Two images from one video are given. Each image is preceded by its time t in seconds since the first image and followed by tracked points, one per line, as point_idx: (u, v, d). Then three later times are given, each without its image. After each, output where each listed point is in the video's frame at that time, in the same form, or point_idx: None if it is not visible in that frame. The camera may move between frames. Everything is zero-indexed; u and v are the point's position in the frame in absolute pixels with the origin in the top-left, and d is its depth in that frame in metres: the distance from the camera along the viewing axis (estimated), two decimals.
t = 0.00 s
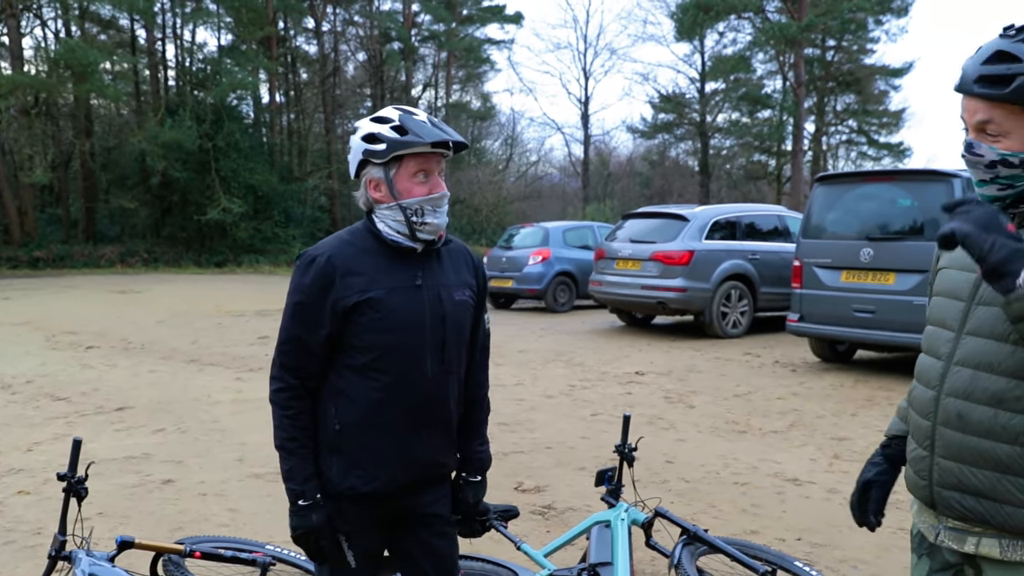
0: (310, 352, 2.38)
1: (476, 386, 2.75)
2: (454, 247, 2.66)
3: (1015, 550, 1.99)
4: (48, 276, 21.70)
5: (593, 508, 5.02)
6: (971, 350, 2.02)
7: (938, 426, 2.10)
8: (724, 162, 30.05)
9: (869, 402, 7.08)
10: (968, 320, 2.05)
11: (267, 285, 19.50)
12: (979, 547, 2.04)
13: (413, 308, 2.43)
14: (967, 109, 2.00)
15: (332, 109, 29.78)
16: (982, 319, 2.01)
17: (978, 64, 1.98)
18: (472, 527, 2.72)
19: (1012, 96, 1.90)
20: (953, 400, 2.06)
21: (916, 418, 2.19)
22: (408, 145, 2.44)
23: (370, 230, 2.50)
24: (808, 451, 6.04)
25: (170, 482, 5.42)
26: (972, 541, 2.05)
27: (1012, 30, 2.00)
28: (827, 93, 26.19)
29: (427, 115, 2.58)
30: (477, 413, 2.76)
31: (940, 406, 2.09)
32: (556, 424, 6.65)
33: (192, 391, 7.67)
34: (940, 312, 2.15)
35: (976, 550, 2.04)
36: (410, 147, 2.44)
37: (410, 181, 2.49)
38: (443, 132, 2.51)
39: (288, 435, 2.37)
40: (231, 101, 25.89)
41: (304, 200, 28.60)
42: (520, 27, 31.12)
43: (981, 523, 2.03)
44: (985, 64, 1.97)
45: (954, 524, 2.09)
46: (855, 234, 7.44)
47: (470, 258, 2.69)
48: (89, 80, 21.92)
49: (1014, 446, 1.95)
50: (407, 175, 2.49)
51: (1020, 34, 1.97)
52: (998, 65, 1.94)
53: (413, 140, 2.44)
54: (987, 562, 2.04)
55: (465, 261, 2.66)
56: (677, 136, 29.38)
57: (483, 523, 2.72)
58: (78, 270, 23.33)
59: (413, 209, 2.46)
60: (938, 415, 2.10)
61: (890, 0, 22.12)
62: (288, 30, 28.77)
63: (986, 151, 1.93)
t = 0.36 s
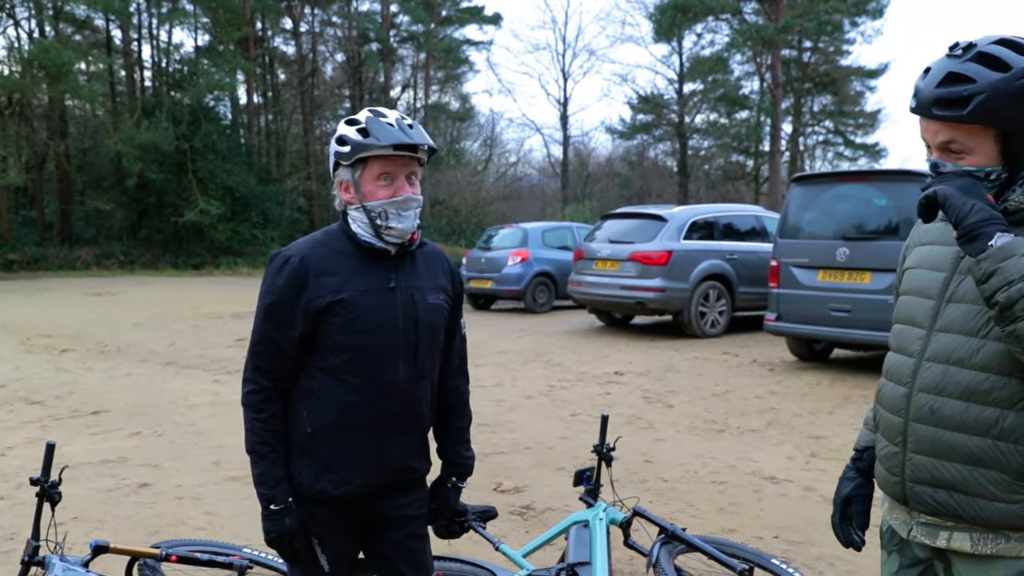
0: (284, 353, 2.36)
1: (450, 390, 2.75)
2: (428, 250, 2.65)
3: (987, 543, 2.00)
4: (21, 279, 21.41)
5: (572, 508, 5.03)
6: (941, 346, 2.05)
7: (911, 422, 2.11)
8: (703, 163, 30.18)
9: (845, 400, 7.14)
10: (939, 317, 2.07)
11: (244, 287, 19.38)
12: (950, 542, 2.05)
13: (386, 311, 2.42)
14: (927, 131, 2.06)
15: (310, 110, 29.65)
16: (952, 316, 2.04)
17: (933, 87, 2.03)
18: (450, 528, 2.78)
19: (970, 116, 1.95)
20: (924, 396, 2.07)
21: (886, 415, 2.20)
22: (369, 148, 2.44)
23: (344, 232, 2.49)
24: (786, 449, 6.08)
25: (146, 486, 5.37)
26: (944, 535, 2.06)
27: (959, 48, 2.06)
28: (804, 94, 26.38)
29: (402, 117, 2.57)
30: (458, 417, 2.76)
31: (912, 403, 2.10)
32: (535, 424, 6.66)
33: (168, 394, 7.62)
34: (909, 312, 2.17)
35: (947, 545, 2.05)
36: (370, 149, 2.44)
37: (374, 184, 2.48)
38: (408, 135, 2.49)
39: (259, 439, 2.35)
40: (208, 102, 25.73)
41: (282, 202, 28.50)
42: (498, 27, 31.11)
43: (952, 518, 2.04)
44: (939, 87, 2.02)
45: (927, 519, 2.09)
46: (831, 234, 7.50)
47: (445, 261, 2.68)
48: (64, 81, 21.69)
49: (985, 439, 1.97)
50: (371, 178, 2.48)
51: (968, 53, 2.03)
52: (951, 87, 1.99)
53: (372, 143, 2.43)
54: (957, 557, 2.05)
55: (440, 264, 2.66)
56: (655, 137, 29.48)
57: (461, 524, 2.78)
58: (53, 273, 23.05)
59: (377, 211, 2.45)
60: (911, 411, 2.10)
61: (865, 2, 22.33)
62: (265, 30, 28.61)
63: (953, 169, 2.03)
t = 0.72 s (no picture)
0: (259, 355, 2.36)
1: (429, 393, 2.73)
2: (404, 253, 2.63)
3: (956, 539, 1.99)
4: None
5: (552, 507, 5.03)
6: (912, 344, 2.06)
7: (883, 419, 2.12)
8: (683, 163, 30.29)
9: (824, 399, 7.19)
10: (911, 316, 2.08)
11: (223, 288, 19.25)
12: (922, 537, 2.05)
13: (359, 313, 2.41)
14: (897, 130, 2.07)
15: (290, 111, 29.52)
16: (923, 315, 2.06)
17: (901, 87, 2.03)
18: (431, 530, 2.78)
19: (938, 116, 1.96)
20: (896, 393, 2.08)
21: (858, 412, 2.21)
22: (341, 147, 2.43)
23: (319, 234, 2.48)
24: (766, 447, 6.11)
25: (124, 489, 5.33)
26: (915, 531, 2.06)
27: (924, 50, 2.07)
28: (784, 94, 26.53)
29: (387, 121, 2.56)
30: (438, 416, 2.75)
31: (884, 400, 2.12)
32: (516, 424, 6.66)
33: (147, 396, 7.57)
34: (882, 312, 2.18)
35: (918, 541, 2.05)
36: (342, 148, 2.43)
37: (347, 184, 2.47)
38: (384, 136, 2.47)
39: (233, 443, 2.35)
40: (187, 102, 25.63)
41: (263, 202, 28.35)
42: (480, 28, 31.05)
43: (923, 514, 2.04)
44: (908, 87, 2.02)
45: (898, 516, 2.09)
46: (810, 233, 7.55)
47: (421, 264, 2.67)
48: (40, 80, 21.50)
49: (955, 435, 1.97)
50: (344, 177, 2.47)
51: (933, 54, 2.04)
52: (920, 87, 2.00)
53: (345, 142, 2.42)
54: (929, 553, 2.05)
55: (416, 266, 2.64)
56: (636, 137, 29.59)
57: (441, 525, 2.77)
58: (30, 274, 22.80)
59: (346, 211, 2.43)
60: (883, 408, 2.11)
61: (844, 4, 22.48)
62: (245, 30, 28.47)
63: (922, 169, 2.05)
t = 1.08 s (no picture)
0: (252, 360, 2.32)
1: (409, 392, 2.75)
2: (391, 252, 2.65)
3: (929, 536, 2.02)
4: None
5: (536, 507, 5.04)
6: (889, 344, 2.07)
7: (859, 417, 2.14)
8: (667, 162, 30.41)
9: (806, 397, 7.25)
10: (888, 315, 2.10)
11: (206, 288, 19.19)
12: (896, 534, 2.08)
13: (354, 315, 2.41)
14: (876, 129, 2.06)
15: (273, 110, 29.40)
16: (900, 314, 2.07)
17: (878, 85, 2.04)
18: (415, 530, 2.77)
19: (915, 112, 1.95)
20: (872, 392, 2.10)
21: (837, 410, 2.23)
22: (356, 147, 2.40)
23: (308, 234, 2.45)
24: (748, 446, 6.15)
25: (106, 490, 5.29)
26: (889, 527, 2.09)
27: (902, 49, 2.08)
28: (766, 94, 26.69)
29: (374, 119, 2.55)
30: (409, 413, 2.76)
31: (861, 398, 2.13)
32: (501, 424, 6.66)
33: (129, 397, 7.52)
34: (862, 310, 2.19)
35: (893, 537, 2.08)
36: (356, 149, 2.40)
37: (354, 183, 2.44)
38: (391, 136, 2.48)
39: (226, 448, 2.31)
40: (169, 101, 25.50)
41: (246, 202, 28.21)
42: (463, 27, 30.95)
43: (898, 511, 2.06)
44: (885, 85, 2.02)
45: (874, 512, 2.12)
46: (793, 233, 7.60)
47: (405, 263, 2.69)
48: (20, 79, 21.32)
49: (929, 434, 1.99)
50: (352, 176, 2.44)
51: (911, 53, 2.05)
52: (895, 85, 2.00)
53: (363, 143, 2.40)
54: (903, 548, 2.08)
55: (401, 265, 2.66)
56: (620, 137, 29.71)
57: (425, 526, 2.76)
58: (10, 275, 22.59)
59: (356, 212, 2.42)
60: (859, 406, 2.14)
61: (825, 5, 22.68)
62: (227, 29, 28.32)
63: (902, 165, 2.03)
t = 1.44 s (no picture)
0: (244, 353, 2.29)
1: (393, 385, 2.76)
2: (372, 249, 2.66)
3: (919, 535, 2.02)
4: None
5: (522, 505, 5.04)
6: (873, 346, 2.09)
7: (846, 419, 2.14)
8: (653, 161, 30.51)
9: (791, 394, 7.29)
10: (871, 317, 2.11)
11: (191, 287, 19.11)
12: (885, 534, 2.07)
13: (341, 312, 2.41)
14: (846, 122, 2.08)
15: (259, 108, 29.35)
16: (884, 316, 2.08)
17: (849, 77, 2.05)
18: (401, 529, 2.86)
19: (884, 105, 1.97)
20: (858, 394, 2.11)
21: (823, 412, 2.23)
22: (334, 150, 2.40)
23: (289, 233, 2.45)
24: (733, 443, 6.17)
25: (90, 491, 5.26)
26: (880, 528, 2.08)
27: (874, 42, 2.10)
28: (752, 93, 26.83)
29: (352, 118, 2.54)
30: (393, 406, 2.75)
31: (847, 401, 2.14)
32: (487, 423, 6.67)
33: (114, 397, 7.49)
34: (844, 313, 2.21)
35: (882, 537, 2.08)
36: (335, 152, 2.40)
37: (333, 185, 2.44)
38: (369, 138, 2.47)
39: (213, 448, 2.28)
40: (154, 100, 25.40)
41: (232, 201, 28.12)
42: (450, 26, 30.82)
43: (888, 512, 2.06)
44: (855, 77, 2.04)
45: (864, 513, 2.12)
46: (777, 231, 7.64)
47: (387, 258, 2.70)
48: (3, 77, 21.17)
49: (918, 435, 2.00)
50: (331, 179, 2.44)
51: (883, 46, 2.07)
52: (866, 77, 2.02)
53: (342, 146, 2.40)
54: (891, 548, 2.08)
55: (383, 260, 2.67)
56: (606, 135, 29.86)
57: (411, 523, 2.87)
58: None
59: (336, 213, 2.42)
60: (846, 408, 2.14)
61: (810, 4, 22.83)
62: (213, 27, 28.19)
63: (870, 158, 2.04)
